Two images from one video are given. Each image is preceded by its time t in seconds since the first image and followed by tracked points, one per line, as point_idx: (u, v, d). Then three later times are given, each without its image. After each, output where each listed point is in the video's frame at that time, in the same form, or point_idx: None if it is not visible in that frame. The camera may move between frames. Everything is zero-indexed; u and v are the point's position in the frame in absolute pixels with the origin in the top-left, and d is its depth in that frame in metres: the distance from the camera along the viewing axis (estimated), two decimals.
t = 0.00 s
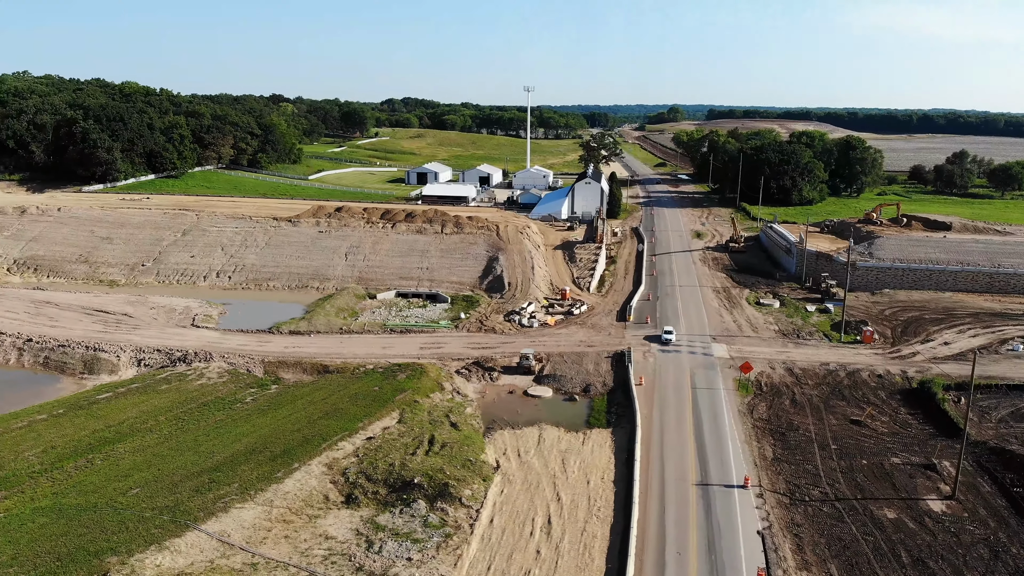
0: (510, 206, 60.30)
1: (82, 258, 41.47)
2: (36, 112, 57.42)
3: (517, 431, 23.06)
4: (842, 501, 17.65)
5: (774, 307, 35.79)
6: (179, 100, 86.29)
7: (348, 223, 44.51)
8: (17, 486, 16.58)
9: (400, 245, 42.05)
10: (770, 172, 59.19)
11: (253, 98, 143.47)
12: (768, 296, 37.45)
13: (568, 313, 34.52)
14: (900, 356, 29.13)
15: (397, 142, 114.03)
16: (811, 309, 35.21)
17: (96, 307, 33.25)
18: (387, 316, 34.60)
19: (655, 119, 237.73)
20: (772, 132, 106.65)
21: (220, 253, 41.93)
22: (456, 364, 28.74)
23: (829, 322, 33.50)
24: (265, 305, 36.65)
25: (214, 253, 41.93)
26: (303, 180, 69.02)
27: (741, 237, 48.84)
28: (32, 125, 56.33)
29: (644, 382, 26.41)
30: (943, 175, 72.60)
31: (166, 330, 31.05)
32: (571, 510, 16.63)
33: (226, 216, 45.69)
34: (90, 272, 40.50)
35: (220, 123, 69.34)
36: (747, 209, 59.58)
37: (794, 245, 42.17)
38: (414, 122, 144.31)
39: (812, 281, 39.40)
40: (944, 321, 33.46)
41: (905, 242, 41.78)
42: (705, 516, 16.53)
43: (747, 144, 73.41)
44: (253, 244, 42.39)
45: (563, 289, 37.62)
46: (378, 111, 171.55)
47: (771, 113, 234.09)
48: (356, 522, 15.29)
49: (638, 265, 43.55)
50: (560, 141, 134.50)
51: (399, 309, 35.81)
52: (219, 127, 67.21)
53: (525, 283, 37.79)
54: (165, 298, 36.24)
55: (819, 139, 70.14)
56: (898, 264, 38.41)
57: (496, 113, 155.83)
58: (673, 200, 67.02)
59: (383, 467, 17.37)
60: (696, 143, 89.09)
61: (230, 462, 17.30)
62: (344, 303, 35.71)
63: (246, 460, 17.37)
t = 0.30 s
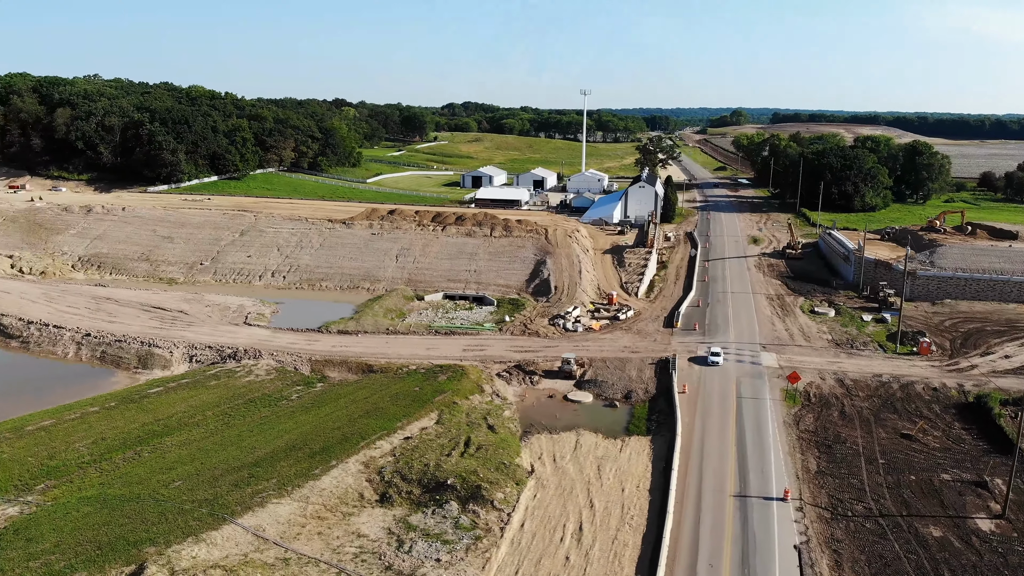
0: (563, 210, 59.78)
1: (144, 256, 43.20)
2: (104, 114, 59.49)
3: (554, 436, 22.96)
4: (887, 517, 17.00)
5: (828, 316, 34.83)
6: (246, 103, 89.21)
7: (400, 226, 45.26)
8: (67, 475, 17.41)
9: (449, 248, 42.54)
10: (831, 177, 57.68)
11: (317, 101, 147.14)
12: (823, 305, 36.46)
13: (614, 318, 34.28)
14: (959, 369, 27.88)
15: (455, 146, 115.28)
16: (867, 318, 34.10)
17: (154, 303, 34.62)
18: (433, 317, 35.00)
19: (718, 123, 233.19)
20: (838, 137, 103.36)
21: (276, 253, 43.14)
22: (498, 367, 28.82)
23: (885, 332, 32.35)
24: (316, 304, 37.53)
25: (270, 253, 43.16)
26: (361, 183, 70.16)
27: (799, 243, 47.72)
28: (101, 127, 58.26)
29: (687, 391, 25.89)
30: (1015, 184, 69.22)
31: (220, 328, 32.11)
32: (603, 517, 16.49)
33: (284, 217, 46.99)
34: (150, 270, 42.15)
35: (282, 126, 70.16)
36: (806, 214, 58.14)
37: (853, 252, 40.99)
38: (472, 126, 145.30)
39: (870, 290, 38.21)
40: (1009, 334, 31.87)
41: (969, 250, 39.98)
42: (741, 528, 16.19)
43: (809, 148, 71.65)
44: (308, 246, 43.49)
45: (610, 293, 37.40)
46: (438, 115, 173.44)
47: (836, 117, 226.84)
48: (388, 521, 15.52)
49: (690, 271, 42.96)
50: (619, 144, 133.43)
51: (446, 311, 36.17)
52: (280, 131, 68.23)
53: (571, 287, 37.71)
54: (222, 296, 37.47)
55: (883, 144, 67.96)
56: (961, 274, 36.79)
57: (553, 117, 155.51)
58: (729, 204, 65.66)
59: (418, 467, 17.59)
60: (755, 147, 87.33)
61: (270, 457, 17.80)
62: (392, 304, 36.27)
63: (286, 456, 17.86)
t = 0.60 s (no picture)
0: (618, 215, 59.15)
1: (203, 255, 44.76)
2: (170, 117, 61.71)
3: (592, 442, 22.71)
4: (932, 536, 16.35)
5: (885, 326, 33.70)
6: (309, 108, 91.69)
7: (451, 229, 45.84)
8: (115, 467, 18.21)
9: (498, 251, 42.86)
10: (895, 183, 55.82)
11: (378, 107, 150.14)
12: (880, 314, 35.29)
13: (661, 324, 33.95)
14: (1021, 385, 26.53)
15: (512, 150, 115.75)
16: (925, 329, 32.84)
17: (210, 302, 35.87)
18: (478, 320, 35.28)
19: (785, 126, 226.68)
20: (908, 143, 99.40)
21: (329, 254, 44.18)
22: (539, 371, 28.80)
23: (943, 344, 31.07)
24: (367, 305, 38.30)
25: (324, 254, 44.23)
26: (417, 186, 70.73)
27: (858, 250, 46.35)
28: (166, 129, 60.37)
29: (732, 400, 25.20)
30: None
31: (272, 327, 33.06)
32: (635, 526, 16.33)
33: (339, 220, 48.14)
34: (209, 269, 43.63)
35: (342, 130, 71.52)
36: (867, 221, 56.35)
37: (913, 261, 39.62)
38: (530, 130, 145.52)
39: (930, 300, 36.83)
40: None
41: None
42: (777, 541, 15.84)
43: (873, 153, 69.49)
44: (361, 248, 44.43)
45: (658, 299, 37.08)
46: (498, 120, 173.83)
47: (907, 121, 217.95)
48: (420, 522, 15.72)
49: (744, 278, 42.21)
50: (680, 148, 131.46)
51: (491, 314, 36.40)
52: (340, 135, 69.61)
53: (618, 293, 37.44)
54: (276, 295, 38.58)
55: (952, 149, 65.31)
56: None
57: (612, 121, 154.01)
58: (789, 210, 64.14)
59: (452, 468, 17.79)
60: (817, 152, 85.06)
61: (310, 454, 18.29)
62: (440, 306, 36.68)
63: (325, 453, 18.33)
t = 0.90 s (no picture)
0: (675, 219, 58.10)
1: (261, 256, 46.16)
2: (235, 121, 63.79)
3: (630, 449, 22.23)
4: (980, 557, 15.64)
5: (946, 338, 32.34)
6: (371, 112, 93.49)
7: (502, 233, 46.16)
8: (163, 459, 18.99)
9: (548, 255, 42.95)
10: (964, 191, 53.57)
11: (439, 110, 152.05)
12: (940, 326, 33.87)
13: (711, 332, 33.39)
14: None
15: (571, 154, 115.18)
16: (989, 343, 31.35)
17: (266, 301, 37.02)
18: (524, 324, 35.37)
19: (853, 131, 218.88)
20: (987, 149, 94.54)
21: (383, 256, 45.01)
22: (582, 376, 28.61)
23: (1008, 358, 29.59)
24: (416, 307, 38.88)
25: (378, 256, 45.07)
26: (474, 190, 69.66)
27: (921, 259, 44.64)
28: (231, 133, 62.81)
29: (779, 412, 24.49)
30: None
31: (323, 326, 33.89)
32: (668, 536, 16.13)
33: (394, 223, 49.02)
34: (267, 269, 44.97)
35: (401, 134, 70.95)
36: (933, 229, 54.18)
37: (978, 271, 37.97)
38: (590, 134, 144.57)
39: (995, 312, 35.16)
40: None
41: None
42: (814, 557, 15.42)
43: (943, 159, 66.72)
44: (414, 250, 45.12)
45: (710, 306, 36.52)
46: (561, 124, 172.70)
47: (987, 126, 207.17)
48: (453, 523, 15.89)
49: (800, 286, 41.14)
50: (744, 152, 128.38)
51: (538, 318, 36.42)
52: (400, 139, 69.33)
53: (668, 299, 36.98)
54: (329, 296, 39.49)
55: None
56: None
57: (674, 124, 151.49)
58: (853, 217, 62.19)
59: (487, 471, 17.92)
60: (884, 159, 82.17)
61: (349, 452, 18.71)
62: (487, 310, 36.94)
63: (363, 452, 18.74)
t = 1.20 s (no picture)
0: (735, 225, 56.86)
1: (319, 257, 47.41)
2: (298, 126, 65.32)
3: (670, 458, 21.88)
4: None
5: (1011, 352, 30.81)
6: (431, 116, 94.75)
7: (553, 238, 46.26)
8: (211, 453, 19.77)
9: (599, 260, 42.85)
10: None
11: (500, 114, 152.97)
12: (1005, 340, 32.31)
13: (764, 340, 32.73)
14: None
15: (632, 158, 113.96)
16: None
17: (320, 301, 38.02)
18: (572, 329, 35.32)
19: (925, 136, 209.91)
20: None
21: (436, 260, 45.63)
22: (626, 383, 28.27)
23: None
24: (466, 310, 39.30)
25: (431, 260, 45.72)
26: (531, 196, 68.72)
27: (989, 270, 42.65)
28: (295, 137, 64.61)
29: (828, 424, 23.72)
30: None
31: (373, 327, 34.58)
32: (702, 547, 15.92)
33: (448, 226, 49.70)
34: (324, 270, 46.14)
35: (460, 139, 71.35)
36: (1005, 239, 51.64)
37: None
38: (652, 138, 142.68)
39: None
40: None
41: None
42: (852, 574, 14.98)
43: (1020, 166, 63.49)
44: (466, 254, 45.62)
45: (764, 314, 35.85)
46: (627, 129, 169.75)
47: None
48: (486, 526, 16.03)
49: (858, 296, 39.91)
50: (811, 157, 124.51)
51: (586, 323, 36.31)
52: (458, 144, 69.48)
53: (720, 307, 36.43)
54: (382, 298, 40.25)
55: None
56: None
57: (738, 128, 148.06)
58: (919, 226, 59.82)
59: (522, 475, 18.00)
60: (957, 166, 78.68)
61: (388, 451, 19.10)
62: (534, 314, 36.97)
63: (402, 451, 19.11)
